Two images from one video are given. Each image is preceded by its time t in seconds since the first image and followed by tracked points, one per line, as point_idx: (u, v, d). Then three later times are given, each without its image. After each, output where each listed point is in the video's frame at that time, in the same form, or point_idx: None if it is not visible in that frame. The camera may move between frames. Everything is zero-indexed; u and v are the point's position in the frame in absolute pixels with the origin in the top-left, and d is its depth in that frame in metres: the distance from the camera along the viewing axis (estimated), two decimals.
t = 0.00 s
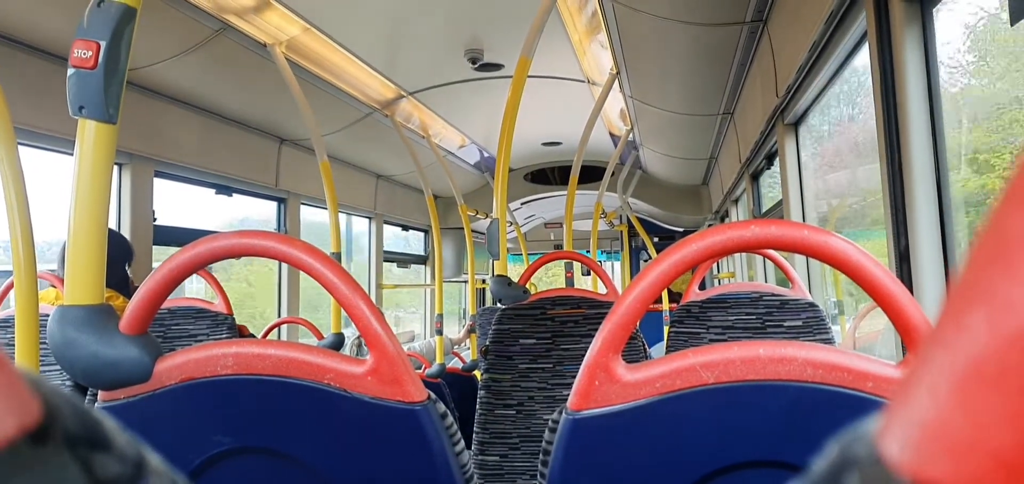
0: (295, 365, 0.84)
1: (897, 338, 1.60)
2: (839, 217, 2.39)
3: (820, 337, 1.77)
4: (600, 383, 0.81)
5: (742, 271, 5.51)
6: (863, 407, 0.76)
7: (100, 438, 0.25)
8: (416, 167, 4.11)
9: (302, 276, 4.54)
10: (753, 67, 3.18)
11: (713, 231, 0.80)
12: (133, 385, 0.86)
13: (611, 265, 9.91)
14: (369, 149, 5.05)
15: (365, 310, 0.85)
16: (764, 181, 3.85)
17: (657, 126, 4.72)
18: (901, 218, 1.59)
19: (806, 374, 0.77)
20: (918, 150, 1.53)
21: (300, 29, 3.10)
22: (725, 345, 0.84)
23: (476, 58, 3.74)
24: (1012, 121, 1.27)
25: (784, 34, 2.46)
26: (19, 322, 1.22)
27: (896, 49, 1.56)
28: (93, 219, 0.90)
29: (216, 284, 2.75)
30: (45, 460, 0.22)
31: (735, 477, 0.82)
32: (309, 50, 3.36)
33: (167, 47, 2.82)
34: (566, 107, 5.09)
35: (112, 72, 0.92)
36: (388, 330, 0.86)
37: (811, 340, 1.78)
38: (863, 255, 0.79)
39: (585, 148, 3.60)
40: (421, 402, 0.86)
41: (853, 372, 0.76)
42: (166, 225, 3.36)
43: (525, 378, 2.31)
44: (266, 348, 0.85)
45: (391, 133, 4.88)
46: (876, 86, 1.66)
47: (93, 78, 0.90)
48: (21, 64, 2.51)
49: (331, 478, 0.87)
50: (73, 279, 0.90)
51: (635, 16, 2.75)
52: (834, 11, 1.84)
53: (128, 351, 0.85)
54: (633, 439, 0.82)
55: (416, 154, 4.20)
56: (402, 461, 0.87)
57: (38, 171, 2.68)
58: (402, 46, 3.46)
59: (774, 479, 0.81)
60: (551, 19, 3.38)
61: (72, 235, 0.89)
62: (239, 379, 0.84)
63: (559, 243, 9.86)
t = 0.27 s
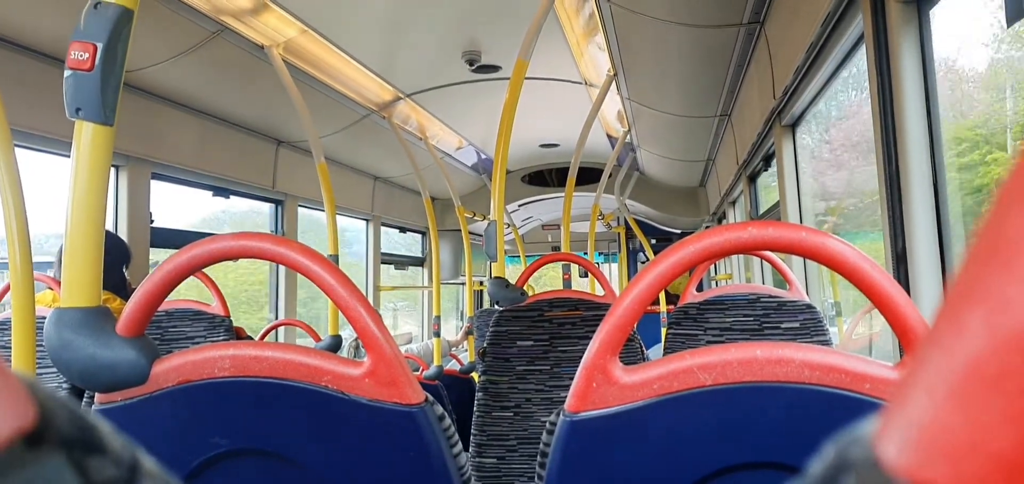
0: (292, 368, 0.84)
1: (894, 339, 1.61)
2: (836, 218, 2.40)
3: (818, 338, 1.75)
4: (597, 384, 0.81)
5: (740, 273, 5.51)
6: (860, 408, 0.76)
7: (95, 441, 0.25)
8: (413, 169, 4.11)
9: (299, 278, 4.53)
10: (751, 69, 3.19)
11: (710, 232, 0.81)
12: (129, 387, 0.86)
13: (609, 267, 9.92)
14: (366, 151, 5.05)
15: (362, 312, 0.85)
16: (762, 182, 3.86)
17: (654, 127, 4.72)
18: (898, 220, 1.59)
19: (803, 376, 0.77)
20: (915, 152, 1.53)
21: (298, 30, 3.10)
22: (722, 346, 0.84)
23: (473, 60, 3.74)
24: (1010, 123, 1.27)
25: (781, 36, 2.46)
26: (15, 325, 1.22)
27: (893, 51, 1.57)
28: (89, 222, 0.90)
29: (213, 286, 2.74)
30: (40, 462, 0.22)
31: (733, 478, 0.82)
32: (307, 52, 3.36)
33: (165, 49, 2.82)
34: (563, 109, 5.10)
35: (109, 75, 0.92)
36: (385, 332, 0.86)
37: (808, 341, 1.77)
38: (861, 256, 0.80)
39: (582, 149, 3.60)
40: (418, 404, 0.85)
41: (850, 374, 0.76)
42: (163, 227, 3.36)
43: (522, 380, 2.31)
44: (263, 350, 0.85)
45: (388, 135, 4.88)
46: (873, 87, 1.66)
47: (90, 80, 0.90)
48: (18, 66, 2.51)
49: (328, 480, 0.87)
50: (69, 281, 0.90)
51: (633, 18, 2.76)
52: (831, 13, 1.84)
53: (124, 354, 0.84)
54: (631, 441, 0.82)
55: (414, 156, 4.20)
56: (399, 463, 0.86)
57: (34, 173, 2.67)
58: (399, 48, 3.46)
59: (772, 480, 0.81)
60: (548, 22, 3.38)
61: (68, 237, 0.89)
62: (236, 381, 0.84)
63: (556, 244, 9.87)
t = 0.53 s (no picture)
0: (291, 367, 0.84)
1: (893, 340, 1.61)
2: (834, 218, 2.40)
3: (817, 339, 1.75)
4: (596, 385, 0.81)
5: (738, 273, 5.52)
6: (859, 409, 0.76)
7: (96, 442, 0.25)
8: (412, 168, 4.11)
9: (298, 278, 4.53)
10: (749, 69, 3.19)
11: (709, 233, 0.81)
12: (127, 387, 0.85)
13: (607, 267, 9.92)
14: (365, 150, 5.04)
15: (361, 312, 0.85)
16: (760, 182, 3.86)
17: (653, 127, 4.72)
18: (897, 220, 1.59)
19: (802, 376, 0.77)
20: (914, 153, 1.53)
21: (296, 29, 3.09)
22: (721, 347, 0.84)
23: (472, 59, 3.74)
24: (1009, 124, 1.27)
25: (780, 36, 2.47)
26: (13, 325, 1.22)
27: (892, 52, 1.57)
28: (87, 223, 0.89)
29: (211, 285, 2.74)
30: (43, 465, 0.22)
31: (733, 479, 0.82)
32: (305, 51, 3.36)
33: (163, 48, 2.81)
34: (562, 108, 5.10)
35: (107, 74, 0.91)
36: (384, 332, 0.86)
37: (806, 342, 1.77)
38: (860, 257, 0.80)
39: (581, 149, 3.60)
40: (417, 404, 0.85)
41: (849, 374, 0.76)
42: (161, 226, 3.35)
43: (520, 380, 2.31)
44: (262, 350, 0.85)
45: (386, 134, 4.88)
46: (872, 87, 1.67)
47: (89, 79, 0.89)
48: (16, 64, 2.50)
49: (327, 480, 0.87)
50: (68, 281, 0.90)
51: (632, 18, 2.76)
52: (830, 14, 1.85)
53: (122, 354, 0.84)
54: (630, 441, 0.82)
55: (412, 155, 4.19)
56: (398, 463, 0.86)
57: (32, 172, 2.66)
58: (398, 47, 3.46)
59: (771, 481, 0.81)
60: (547, 21, 3.39)
61: (67, 237, 0.89)
62: (234, 381, 0.84)
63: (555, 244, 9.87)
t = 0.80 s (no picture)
0: (287, 365, 0.84)
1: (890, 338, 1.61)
2: (832, 216, 2.40)
3: (814, 336, 1.75)
4: (592, 383, 0.81)
5: (736, 271, 5.53)
6: (854, 407, 0.77)
7: (87, 441, 0.25)
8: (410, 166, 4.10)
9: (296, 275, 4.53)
10: (747, 66, 3.19)
11: (705, 230, 0.81)
12: (123, 385, 0.85)
13: (604, 264, 9.95)
14: (362, 148, 5.04)
15: (357, 310, 0.85)
16: (758, 180, 3.87)
17: (651, 125, 4.73)
18: (894, 218, 1.59)
19: (797, 374, 0.77)
20: (911, 151, 1.53)
21: (294, 27, 3.09)
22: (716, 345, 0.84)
23: (470, 57, 3.73)
24: (1004, 123, 1.28)
25: (777, 34, 2.47)
26: (10, 324, 1.21)
27: (889, 50, 1.57)
28: (83, 221, 0.89)
29: (208, 283, 2.73)
30: (34, 464, 0.22)
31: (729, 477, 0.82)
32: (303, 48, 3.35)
33: (160, 46, 2.80)
34: (560, 106, 5.09)
35: (103, 72, 0.91)
36: (380, 330, 0.86)
37: (804, 339, 1.77)
38: (855, 255, 0.80)
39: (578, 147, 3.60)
40: (413, 402, 0.86)
41: (844, 372, 0.77)
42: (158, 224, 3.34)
43: (518, 377, 2.31)
44: (257, 348, 0.85)
45: (384, 132, 4.87)
46: (869, 85, 1.67)
47: (84, 77, 0.89)
48: (13, 62, 2.49)
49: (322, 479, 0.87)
50: (64, 279, 0.89)
51: (630, 15, 2.76)
52: (827, 11, 1.85)
53: (118, 352, 0.84)
54: (626, 440, 0.82)
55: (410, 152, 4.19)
56: (394, 463, 0.86)
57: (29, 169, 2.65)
58: (396, 44, 3.45)
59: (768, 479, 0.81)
60: (545, 19, 3.38)
61: (63, 235, 0.89)
62: (231, 379, 0.84)
63: (553, 242, 9.87)
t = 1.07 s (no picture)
0: (286, 364, 0.84)
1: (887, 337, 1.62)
2: (829, 215, 2.41)
3: (811, 336, 1.78)
4: (591, 382, 0.81)
5: (733, 271, 5.54)
6: (852, 406, 0.77)
7: (85, 439, 0.25)
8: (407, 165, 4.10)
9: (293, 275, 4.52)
10: (745, 67, 3.20)
11: (703, 229, 0.81)
12: (121, 384, 0.85)
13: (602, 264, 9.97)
14: (360, 147, 5.03)
15: (356, 309, 0.85)
16: (755, 180, 3.88)
17: (649, 125, 4.73)
18: (892, 218, 1.60)
19: (796, 373, 0.77)
20: (908, 150, 1.54)
21: (291, 26, 3.08)
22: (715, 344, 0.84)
23: (468, 56, 3.73)
24: (1001, 123, 1.28)
25: (775, 34, 2.48)
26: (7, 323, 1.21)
27: (887, 50, 1.58)
28: (81, 220, 0.89)
29: (206, 282, 2.73)
30: (32, 463, 0.22)
31: (728, 476, 0.82)
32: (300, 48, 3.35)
33: (158, 45, 2.79)
34: (558, 105, 5.10)
35: (102, 70, 0.91)
36: (379, 329, 0.86)
37: (802, 339, 1.79)
38: (854, 254, 0.80)
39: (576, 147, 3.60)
40: (412, 401, 0.86)
41: (843, 371, 0.77)
42: (155, 224, 3.33)
43: (516, 377, 2.31)
44: (257, 347, 0.85)
45: (382, 131, 4.87)
46: (867, 85, 1.67)
47: (83, 76, 0.89)
48: (9, 60, 2.48)
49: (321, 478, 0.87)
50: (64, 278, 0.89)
51: (628, 15, 2.77)
52: (825, 12, 1.85)
53: (117, 351, 0.84)
54: (624, 438, 0.82)
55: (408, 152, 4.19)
56: (392, 461, 0.86)
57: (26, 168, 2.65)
58: (393, 44, 3.45)
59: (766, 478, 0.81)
60: (542, 19, 3.38)
61: (62, 235, 0.89)
62: (229, 378, 0.84)
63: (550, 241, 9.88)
